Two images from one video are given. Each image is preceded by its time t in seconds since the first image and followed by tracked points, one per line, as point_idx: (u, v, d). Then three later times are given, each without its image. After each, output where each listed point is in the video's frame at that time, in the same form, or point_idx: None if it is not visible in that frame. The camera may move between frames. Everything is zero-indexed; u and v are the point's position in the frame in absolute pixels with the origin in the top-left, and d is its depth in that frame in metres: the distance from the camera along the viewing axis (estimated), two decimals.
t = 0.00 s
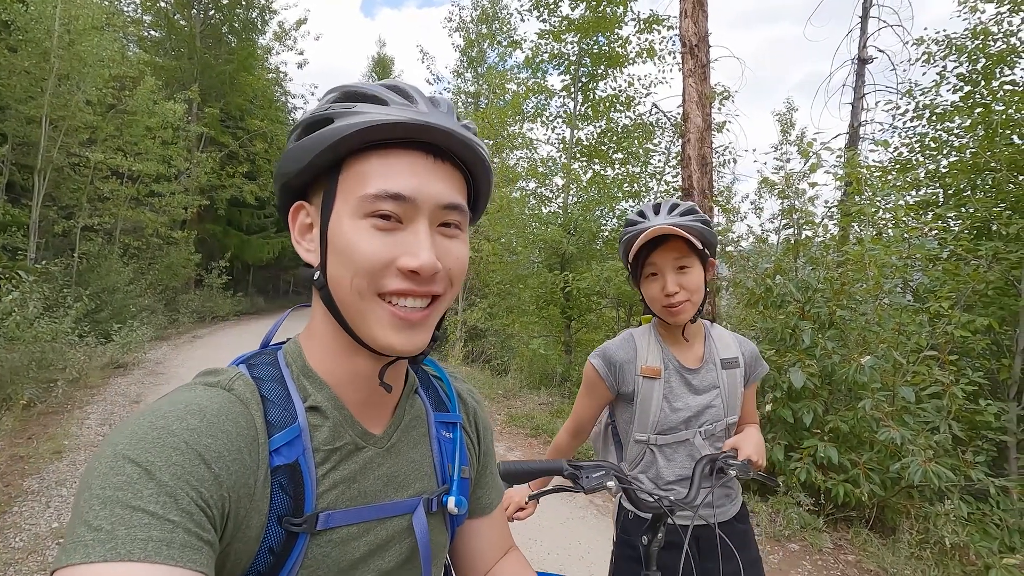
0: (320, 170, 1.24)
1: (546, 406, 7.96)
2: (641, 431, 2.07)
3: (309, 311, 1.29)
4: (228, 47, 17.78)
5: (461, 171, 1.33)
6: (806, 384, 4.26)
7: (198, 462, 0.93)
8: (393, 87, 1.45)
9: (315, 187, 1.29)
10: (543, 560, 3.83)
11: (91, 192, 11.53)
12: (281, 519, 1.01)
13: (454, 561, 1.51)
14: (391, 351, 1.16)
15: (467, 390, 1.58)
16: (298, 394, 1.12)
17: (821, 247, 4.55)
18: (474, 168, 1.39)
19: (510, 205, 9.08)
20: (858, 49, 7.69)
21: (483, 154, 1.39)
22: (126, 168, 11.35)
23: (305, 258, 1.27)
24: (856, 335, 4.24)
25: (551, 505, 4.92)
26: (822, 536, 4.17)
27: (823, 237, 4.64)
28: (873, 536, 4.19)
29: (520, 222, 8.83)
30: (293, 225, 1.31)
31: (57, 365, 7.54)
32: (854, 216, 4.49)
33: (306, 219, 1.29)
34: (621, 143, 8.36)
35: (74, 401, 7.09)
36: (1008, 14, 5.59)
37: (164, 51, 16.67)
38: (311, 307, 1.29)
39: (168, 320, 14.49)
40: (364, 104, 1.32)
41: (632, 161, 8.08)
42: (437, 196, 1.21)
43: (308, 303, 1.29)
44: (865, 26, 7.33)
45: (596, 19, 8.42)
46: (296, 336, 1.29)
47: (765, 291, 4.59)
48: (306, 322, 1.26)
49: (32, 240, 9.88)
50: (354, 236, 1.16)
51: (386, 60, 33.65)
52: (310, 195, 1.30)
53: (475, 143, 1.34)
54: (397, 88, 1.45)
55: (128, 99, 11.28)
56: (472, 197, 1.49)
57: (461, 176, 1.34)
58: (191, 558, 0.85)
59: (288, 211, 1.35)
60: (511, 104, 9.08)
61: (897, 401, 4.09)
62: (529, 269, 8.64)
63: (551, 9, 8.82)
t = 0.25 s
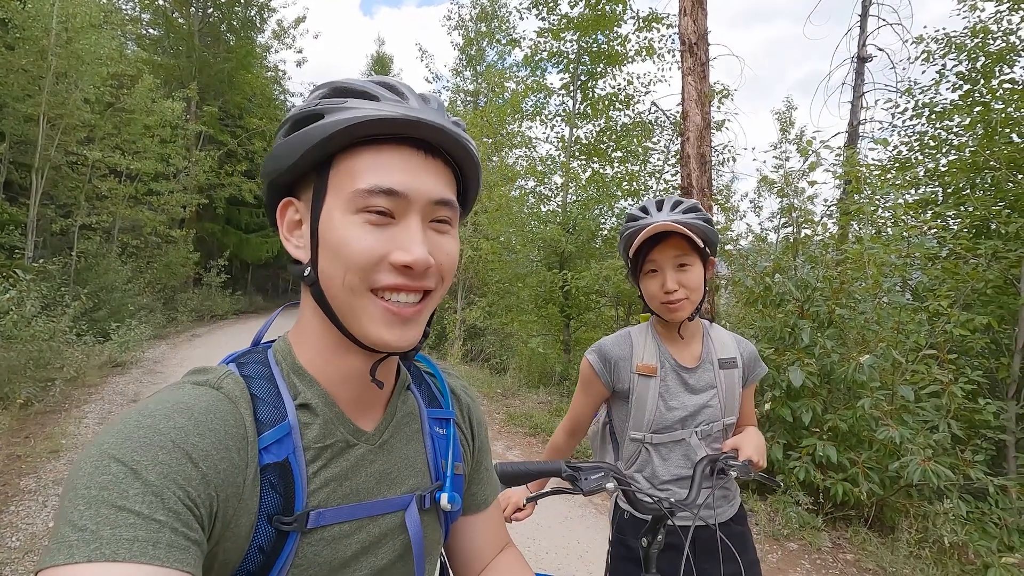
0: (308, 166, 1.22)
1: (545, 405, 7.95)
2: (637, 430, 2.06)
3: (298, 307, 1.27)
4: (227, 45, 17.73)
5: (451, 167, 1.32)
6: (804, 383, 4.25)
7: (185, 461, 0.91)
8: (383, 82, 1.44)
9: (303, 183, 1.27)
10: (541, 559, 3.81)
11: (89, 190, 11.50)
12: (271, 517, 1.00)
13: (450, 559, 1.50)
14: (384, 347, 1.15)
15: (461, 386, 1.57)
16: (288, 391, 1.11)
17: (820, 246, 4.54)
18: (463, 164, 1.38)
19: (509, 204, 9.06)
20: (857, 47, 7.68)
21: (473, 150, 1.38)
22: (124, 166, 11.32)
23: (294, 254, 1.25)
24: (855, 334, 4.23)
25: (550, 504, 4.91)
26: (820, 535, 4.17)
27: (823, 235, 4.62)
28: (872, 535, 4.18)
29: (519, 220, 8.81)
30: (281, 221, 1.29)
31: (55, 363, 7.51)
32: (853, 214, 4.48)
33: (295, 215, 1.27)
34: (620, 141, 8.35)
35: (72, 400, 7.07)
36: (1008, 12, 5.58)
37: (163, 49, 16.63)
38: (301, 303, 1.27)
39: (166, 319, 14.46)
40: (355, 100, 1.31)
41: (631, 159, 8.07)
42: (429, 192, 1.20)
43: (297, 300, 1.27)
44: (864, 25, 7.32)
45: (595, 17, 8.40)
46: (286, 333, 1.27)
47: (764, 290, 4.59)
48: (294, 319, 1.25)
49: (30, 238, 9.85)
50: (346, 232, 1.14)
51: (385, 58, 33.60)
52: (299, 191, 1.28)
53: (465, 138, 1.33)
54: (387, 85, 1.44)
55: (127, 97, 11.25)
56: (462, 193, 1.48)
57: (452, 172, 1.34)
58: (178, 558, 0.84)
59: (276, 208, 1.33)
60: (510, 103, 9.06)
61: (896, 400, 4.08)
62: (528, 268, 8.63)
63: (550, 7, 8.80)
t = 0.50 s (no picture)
0: (309, 164, 1.20)
1: (543, 405, 7.94)
2: (637, 430, 2.07)
3: (287, 311, 1.28)
4: (225, 44, 17.69)
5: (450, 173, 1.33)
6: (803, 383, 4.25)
7: (173, 467, 0.91)
8: (384, 85, 1.44)
9: (301, 181, 1.25)
10: (540, 559, 3.81)
11: (87, 189, 11.46)
12: (261, 522, 0.99)
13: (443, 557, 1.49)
14: (383, 349, 1.15)
15: (453, 384, 1.56)
16: (277, 394, 1.10)
17: (819, 245, 4.54)
18: (460, 171, 1.40)
19: (508, 203, 9.04)
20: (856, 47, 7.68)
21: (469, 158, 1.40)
22: (122, 165, 11.30)
23: (287, 253, 1.23)
24: (853, 334, 4.23)
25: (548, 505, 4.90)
26: (818, 535, 4.17)
27: (822, 235, 4.60)
28: (870, 535, 4.18)
29: (517, 220, 8.82)
30: (273, 219, 1.27)
31: (52, 363, 7.49)
32: (852, 214, 4.48)
33: (288, 213, 1.25)
34: (619, 140, 8.34)
35: (70, 400, 7.05)
36: (1006, 12, 5.58)
37: (161, 48, 16.59)
38: (291, 305, 1.26)
39: (164, 318, 14.43)
40: (359, 102, 1.30)
41: (631, 158, 8.07)
42: (433, 196, 1.21)
43: (288, 301, 1.25)
44: (863, 24, 7.32)
45: (594, 16, 8.39)
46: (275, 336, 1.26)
47: (763, 289, 4.59)
48: (285, 320, 1.23)
49: (27, 237, 9.82)
50: (349, 233, 1.14)
51: (384, 57, 33.57)
52: (295, 189, 1.26)
53: (465, 145, 1.34)
54: (388, 88, 1.44)
55: (125, 96, 11.22)
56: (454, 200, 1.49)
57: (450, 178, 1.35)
58: (166, 565, 0.84)
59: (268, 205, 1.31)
60: (510, 102, 9.06)
61: (894, 399, 4.08)
62: (527, 267, 8.63)
63: (549, 6, 8.80)
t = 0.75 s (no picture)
0: (310, 162, 1.19)
1: (542, 404, 7.93)
2: (636, 430, 2.07)
3: (279, 312, 1.27)
4: (223, 43, 17.66)
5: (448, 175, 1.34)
6: (801, 383, 4.26)
7: (163, 470, 0.91)
8: (382, 84, 1.43)
9: (299, 179, 1.23)
10: (538, 559, 3.80)
11: (84, 188, 11.43)
12: (253, 524, 0.99)
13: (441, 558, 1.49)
14: (381, 351, 1.15)
15: (448, 383, 1.56)
16: (269, 396, 1.10)
17: (818, 245, 4.54)
18: (457, 174, 1.41)
19: (507, 203, 9.03)
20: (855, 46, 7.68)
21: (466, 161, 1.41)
22: (120, 164, 11.27)
23: (283, 252, 1.22)
24: (852, 333, 4.24)
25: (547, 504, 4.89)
26: (817, 535, 4.17)
27: (820, 234, 4.61)
28: (869, 534, 4.18)
29: (516, 219, 8.82)
30: (268, 217, 1.26)
31: (50, 363, 7.46)
32: (850, 214, 4.49)
33: (284, 211, 1.24)
34: (617, 140, 8.33)
35: (67, 400, 7.03)
36: (1004, 12, 5.58)
37: (159, 47, 16.54)
38: (283, 305, 1.26)
39: (162, 318, 14.40)
40: (360, 100, 1.30)
41: (630, 158, 8.08)
42: (434, 199, 1.21)
43: (282, 300, 1.24)
44: (862, 24, 7.32)
45: (593, 15, 8.38)
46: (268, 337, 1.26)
47: (762, 289, 4.59)
48: (279, 320, 1.23)
49: (24, 236, 9.78)
50: (351, 233, 1.13)
51: (382, 57, 33.53)
52: (293, 187, 1.24)
53: (464, 148, 1.35)
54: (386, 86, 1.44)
55: (122, 95, 11.19)
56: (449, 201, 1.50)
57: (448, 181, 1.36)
58: (157, 568, 0.84)
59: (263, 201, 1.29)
60: (508, 102, 9.06)
61: (893, 399, 4.08)
62: (526, 267, 8.64)
63: (547, 6, 8.79)
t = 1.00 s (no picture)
0: (320, 162, 1.18)
1: (541, 403, 7.94)
2: (633, 428, 2.07)
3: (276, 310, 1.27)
4: (222, 41, 17.63)
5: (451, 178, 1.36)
6: (800, 381, 4.26)
7: (157, 469, 0.91)
8: (384, 85, 1.44)
9: (307, 177, 1.22)
10: (537, 557, 3.81)
11: (83, 187, 11.43)
12: (248, 523, 0.99)
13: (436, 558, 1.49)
14: (389, 352, 1.16)
15: (443, 384, 1.56)
16: (265, 395, 1.10)
17: (817, 244, 4.54)
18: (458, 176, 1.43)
19: (506, 201, 9.03)
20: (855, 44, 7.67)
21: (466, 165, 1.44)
22: (119, 163, 11.27)
23: (289, 251, 1.20)
24: (851, 332, 4.24)
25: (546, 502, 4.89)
26: (815, 533, 4.18)
27: (819, 233, 4.62)
28: (867, 532, 4.19)
29: (516, 218, 8.83)
30: (271, 213, 1.24)
31: (49, 361, 7.46)
32: (849, 213, 4.49)
33: (289, 209, 1.22)
34: (617, 138, 8.33)
35: (67, 398, 7.03)
36: (1004, 10, 5.57)
37: (158, 45, 16.53)
38: (281, 303, 1.25)
39: (162, 316, 14.39)
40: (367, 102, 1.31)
41: (629, 156, 8.08)
42: (442, 203, 1.24)
43: (281, 299, 1.23)
44: (861, 23, 7.31)
45: (592, 13, 8.38)
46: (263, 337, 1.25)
47: (761, 288, 4.59)
48: (277, 319, 1.22)
49: (23, 235, 9.77)
50: (364, 234, 1.13)
51: (382, 55, 33.49)
52: (300, 185, 1.23)
53: (468, 152, 1.38)
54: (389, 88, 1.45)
55: (121, 93, 11.18)
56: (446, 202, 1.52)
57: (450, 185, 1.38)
58: (151, 567, 0.84)
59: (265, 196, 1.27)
60: (508, 100, 9.06)
61: (892, 398, 4.09)
62: (525, 266, 8.65)
63: (547, 4, 8.78)
